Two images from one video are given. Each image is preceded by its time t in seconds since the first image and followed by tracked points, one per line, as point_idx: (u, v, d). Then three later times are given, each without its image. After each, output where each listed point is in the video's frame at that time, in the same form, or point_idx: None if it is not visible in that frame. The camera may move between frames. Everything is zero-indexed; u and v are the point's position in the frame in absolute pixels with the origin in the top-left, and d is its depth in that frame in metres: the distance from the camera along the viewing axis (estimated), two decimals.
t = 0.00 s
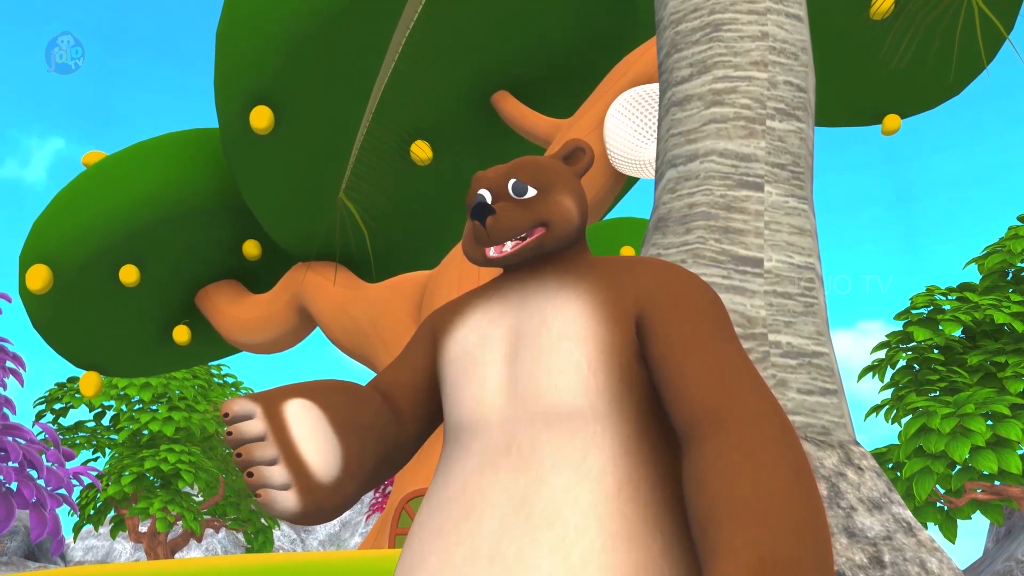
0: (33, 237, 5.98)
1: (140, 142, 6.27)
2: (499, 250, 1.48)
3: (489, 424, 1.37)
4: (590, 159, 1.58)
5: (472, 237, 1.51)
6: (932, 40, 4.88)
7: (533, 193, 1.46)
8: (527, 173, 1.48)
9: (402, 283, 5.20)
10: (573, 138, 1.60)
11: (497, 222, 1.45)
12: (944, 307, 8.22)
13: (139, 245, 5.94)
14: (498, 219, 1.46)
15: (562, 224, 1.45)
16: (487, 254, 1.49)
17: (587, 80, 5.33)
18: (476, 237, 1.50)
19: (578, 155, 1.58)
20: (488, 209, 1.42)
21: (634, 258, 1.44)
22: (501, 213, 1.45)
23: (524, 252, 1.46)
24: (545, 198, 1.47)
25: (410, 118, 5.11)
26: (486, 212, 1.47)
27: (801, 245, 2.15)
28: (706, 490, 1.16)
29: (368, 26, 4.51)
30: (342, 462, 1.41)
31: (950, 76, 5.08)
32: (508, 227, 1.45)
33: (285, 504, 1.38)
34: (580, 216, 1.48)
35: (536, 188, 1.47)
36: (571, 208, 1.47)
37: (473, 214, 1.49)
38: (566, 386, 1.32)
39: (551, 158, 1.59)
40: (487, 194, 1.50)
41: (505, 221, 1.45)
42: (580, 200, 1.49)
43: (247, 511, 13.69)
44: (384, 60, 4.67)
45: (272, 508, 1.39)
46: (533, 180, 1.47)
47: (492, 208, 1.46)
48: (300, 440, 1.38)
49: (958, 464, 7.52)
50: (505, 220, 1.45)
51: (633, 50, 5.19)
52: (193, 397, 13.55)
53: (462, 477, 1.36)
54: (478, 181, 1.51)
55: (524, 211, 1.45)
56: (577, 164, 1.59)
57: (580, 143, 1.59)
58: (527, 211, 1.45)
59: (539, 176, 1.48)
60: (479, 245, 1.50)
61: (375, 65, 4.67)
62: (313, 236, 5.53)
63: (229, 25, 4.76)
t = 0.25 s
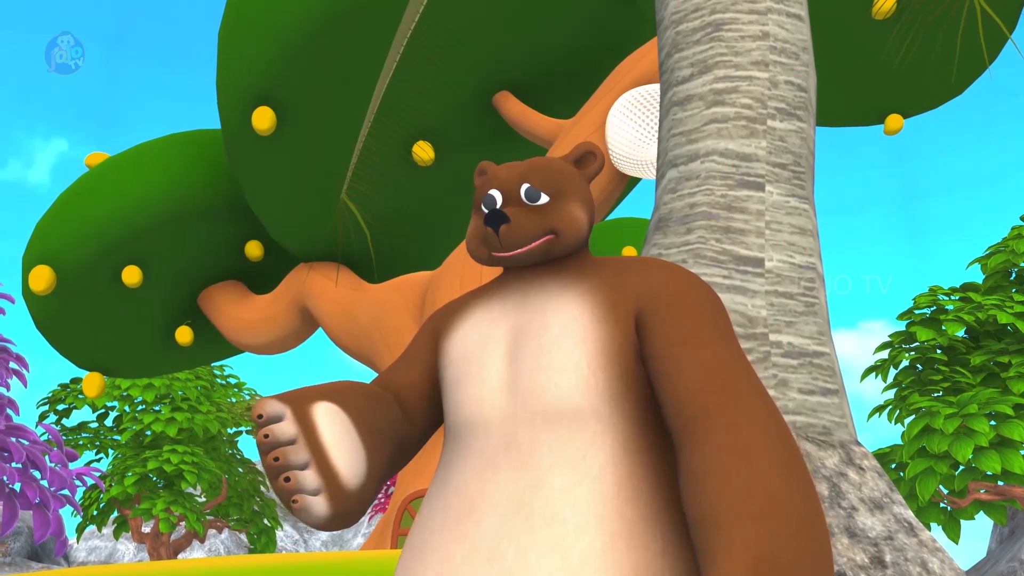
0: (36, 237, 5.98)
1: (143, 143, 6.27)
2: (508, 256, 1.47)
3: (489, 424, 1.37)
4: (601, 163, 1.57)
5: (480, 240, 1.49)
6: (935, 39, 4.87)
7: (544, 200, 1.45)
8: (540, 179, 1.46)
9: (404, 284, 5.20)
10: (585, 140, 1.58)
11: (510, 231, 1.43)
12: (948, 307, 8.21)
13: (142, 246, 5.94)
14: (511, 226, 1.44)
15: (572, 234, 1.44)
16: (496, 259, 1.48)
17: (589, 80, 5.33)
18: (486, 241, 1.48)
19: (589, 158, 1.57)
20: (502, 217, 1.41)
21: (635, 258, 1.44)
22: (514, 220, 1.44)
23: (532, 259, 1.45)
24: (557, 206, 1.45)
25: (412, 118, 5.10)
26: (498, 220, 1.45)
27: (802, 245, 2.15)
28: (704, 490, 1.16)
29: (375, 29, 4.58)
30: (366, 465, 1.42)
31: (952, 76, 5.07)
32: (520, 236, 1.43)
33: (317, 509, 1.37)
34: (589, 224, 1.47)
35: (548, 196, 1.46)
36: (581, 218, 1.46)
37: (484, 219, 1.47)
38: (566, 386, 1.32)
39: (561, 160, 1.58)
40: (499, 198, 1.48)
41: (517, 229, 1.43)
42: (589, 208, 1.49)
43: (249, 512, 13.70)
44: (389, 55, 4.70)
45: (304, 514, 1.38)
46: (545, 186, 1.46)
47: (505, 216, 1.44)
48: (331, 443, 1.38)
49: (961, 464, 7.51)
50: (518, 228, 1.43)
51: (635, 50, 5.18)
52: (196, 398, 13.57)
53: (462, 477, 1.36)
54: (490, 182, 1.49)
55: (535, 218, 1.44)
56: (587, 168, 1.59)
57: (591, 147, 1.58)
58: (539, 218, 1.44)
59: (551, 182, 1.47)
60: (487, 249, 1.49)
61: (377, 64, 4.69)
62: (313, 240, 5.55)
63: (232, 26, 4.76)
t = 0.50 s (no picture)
0: (38, 238, 5.99)
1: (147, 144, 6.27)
2: (510, 260, 1.46)
3: (489, 423, 1.37)
4: (604, 166, 1.57)
5: (483, 242, 1.48)
6: (937, 38, 4.86)
7: (549, 204, 1.45)
8: (544, 182, 1.46)
9: (406, 284, 5.19)
10: (588, 142, 1.58)
11: (516, 235, 1.42)
12: (951, 307, 8.20)
13: (144, 246, 5.94)
14: (516, 231, 1.42)
15: (575, 238, 1.44)
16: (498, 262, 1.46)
17: (591, 79, 5.33)
18: (489, 244, 1.47)
19: (592, 160, 1.57)
20: (508, 223, 1.39)
21: (635, 258, 1.44)
22: (519, 225, 1.42)
23: (535, 262, 1.45)
24: (561, 210, 1.45)
25: (415, 119, 5.09)
26: (503, 224, 1.43)
27: (803, 245, 2.15)
28: (704, 490, 1.16)
29: (376, 29, 4.59)
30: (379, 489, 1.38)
31: (954, 75, 5.07)
32: (525, 241, 1.42)
33: (332, 535, 1.34)
34: (591, 228, 1.47)
35: (553, 199, 1.45)
36: (584, 221, 1.47)
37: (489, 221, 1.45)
38: (566, 385, 1.32)
39: (564, 160, 1.57)
40: (503, 201, 1.46)
41: (523, 234, 1.42)
42: (591, 212, 1.49)
43: (252, 512, 13.71)
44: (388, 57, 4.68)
45: (318, 539, 1.34)
46: (550, 190, 1.45)
47: (511, 220, 1.42)
48: (348, 468, 1.34)
49: (965, 465, 7.51)
50: (524, 232, 1.42)
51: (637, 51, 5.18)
52: (199, 398, 13.59)
53: (462, 477, 1.36)
54: (496, 183, 1.47)
55: (540, 222, 1.43)
56: (589, 169, 1.58)
57: (595, 148, 1.57)
58: (544, 222, 1.43)
59: (556, 186, 1.46)
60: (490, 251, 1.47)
61: (378, 64, 4.69)
62: (315, 240, 5.52)
63: (234, 27, 4.76)
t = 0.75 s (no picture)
0: (42, 239, 5.90)
1: (151, 145, 6.19)
2: (501, 256, 1.48)
3: (489, 424, 1.37)
4: (597, 162, 1.58)
5: (474, 240, 1.51)
6: (939, 38, 4.86)
7: (538, 200, 1.46)
8: (534, 179, 1.48)
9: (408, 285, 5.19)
10: (581, 139, 1.60)
11: (503, 231, 1.44)
12: (954, 307, 8.19)
13: (147, 247, 5.82)
14: (504, 227, 1.45)
15: (566, 233, 1.45)
16: (489, 259, 1.49)
17: (594, 80, 5.33)
18: (479, 241, 1.49)
19: (585, 157, 1.58)
20: (495, 219, 1.42)
21: (634, 258, 1.44)
22: (507, 222, 1.45)
23: (526, 258, 1.46)
24: (551, 206, 1.47)
25: (417, 119, 5.08)
26: (491, 221, 1.46)
27: (804, 244, 2.14)
28: (703, 491, 1.15)
29: (376, 29, 4.58)
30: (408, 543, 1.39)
31: (956, 75, 5.06)
32: (513, 237, 1.44)
33: None
34: (583, 223, 1.48)
35: (542, 195, 1.47)
36: (576, 217, 1.47)
37: (478, 220, 1.48)
38: (566, 385, 1.32)
39: (558, 159, 1.60)
40: (492, 199, 1.49)
41: (510, 230, 1.44)
42: (584, 207, 1.50)
43: (255, 513, 13.71)
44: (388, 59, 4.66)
45: None
46: (539, 187, 1.47)
47: (497, 217, 1.45)
48: (389, 549, 1.34)
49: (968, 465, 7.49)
50: (510, 228, 1.44)
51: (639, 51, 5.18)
52: (202, 399, 13.62)
53: (462, 478, 1.36)
54: (485, 183, 1.51)
55: (529, 218, 1.45)
56: (583, 166, 1.60)
57: (587, 144, 1.59)
58: (532, 219, 1.45)
59: (546, 183, 1.48)
60: (481, 249, 1.50)
61: (379, 64, 4.68)
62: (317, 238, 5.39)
63: (237, 27, 4.76)
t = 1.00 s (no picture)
0: (44, 240, 5.86)
1: (153, 146, 6.17)
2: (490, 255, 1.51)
3: (489, 424, 1.37)
4: (588, 157, 1.58)
5: (464, 240, 1.54)
6: (941, 38, 4.84)
7: (523, 197, 1.48)
8: (518, 176, 1.49)
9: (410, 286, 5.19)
10: (572, 136, 1.60)
11: (486, 228, 1.47)
12: (956, 307, 8.18)
13: (149, 247, 5.79)
14: (486, 225, 1.48)
15: (553, 228, 1.46)
16: (478, 258, 1.52)
17: (596, 80, 5.32)
18: (467, 242, 1.53)
19: (576, 153, 1.58)
20: (473, 216, 1.45)
21: (633, 258, 1.44)
22: (488, 219, 1.48)
23: (516, 256, 1.47)
24: (537, 202, 1.47)
25: (419, 121, 5.06)
26: (474, 219, 1.49)
27: (805, 244, 2.14)
28: (704, 490, 1.15)
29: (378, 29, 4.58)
30: None
31: (958, 74, 5.05)
32: (495, 234, 1.47)
33: None
34: (571, 217, 1.48)
35: (528, 192, 1.48)
36: (563, 211, 1.47)
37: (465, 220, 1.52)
38: (566, 385, 1.32)
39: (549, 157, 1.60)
40: (481, 200, 1.52)
41: (491, 227, 1.47)
42: (573, 202, 1.49)
43: (258, 514, 13.71)
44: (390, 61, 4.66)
45: None
46: (523, 183, 1.48)
47: (480, 215, 1.48)
48: None
49: (971, 465, 7.48)
50: (494, 224, 1.47)
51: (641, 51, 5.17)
52: (205, 400, 13.64)
53: (462, 478, 1.36)
54: (474, 184, 1.54)
55: (515, 215, 1.47)
56: (577, 163, 1.60)
57: (577, 141, 1.59)
58: (518, 215, 1.46)
59: (531, 178, 1.49)
60: (472, 250, 1.53)
61: (381, 66, 4.68)
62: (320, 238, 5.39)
63: (239, 28, 4.76)
